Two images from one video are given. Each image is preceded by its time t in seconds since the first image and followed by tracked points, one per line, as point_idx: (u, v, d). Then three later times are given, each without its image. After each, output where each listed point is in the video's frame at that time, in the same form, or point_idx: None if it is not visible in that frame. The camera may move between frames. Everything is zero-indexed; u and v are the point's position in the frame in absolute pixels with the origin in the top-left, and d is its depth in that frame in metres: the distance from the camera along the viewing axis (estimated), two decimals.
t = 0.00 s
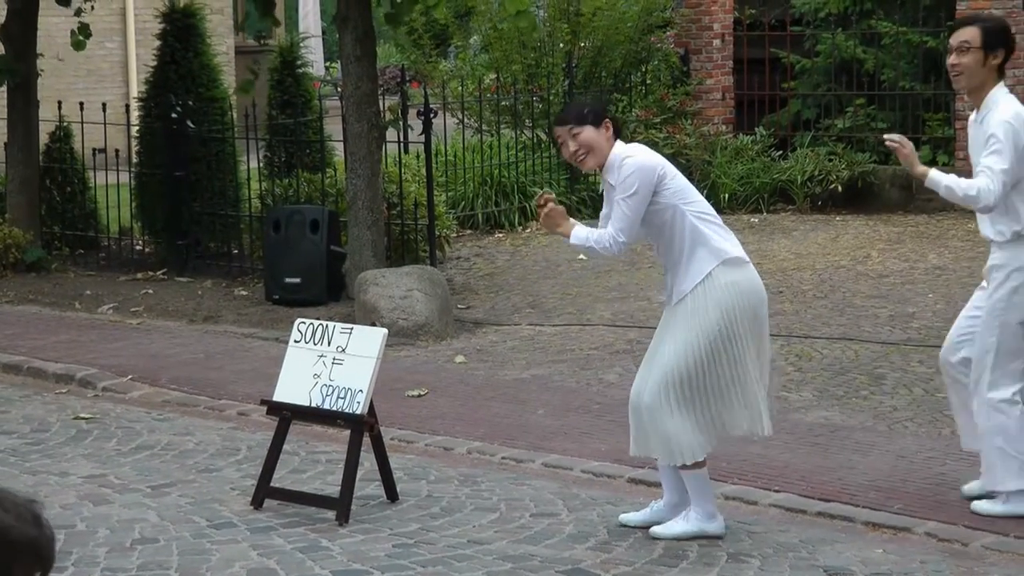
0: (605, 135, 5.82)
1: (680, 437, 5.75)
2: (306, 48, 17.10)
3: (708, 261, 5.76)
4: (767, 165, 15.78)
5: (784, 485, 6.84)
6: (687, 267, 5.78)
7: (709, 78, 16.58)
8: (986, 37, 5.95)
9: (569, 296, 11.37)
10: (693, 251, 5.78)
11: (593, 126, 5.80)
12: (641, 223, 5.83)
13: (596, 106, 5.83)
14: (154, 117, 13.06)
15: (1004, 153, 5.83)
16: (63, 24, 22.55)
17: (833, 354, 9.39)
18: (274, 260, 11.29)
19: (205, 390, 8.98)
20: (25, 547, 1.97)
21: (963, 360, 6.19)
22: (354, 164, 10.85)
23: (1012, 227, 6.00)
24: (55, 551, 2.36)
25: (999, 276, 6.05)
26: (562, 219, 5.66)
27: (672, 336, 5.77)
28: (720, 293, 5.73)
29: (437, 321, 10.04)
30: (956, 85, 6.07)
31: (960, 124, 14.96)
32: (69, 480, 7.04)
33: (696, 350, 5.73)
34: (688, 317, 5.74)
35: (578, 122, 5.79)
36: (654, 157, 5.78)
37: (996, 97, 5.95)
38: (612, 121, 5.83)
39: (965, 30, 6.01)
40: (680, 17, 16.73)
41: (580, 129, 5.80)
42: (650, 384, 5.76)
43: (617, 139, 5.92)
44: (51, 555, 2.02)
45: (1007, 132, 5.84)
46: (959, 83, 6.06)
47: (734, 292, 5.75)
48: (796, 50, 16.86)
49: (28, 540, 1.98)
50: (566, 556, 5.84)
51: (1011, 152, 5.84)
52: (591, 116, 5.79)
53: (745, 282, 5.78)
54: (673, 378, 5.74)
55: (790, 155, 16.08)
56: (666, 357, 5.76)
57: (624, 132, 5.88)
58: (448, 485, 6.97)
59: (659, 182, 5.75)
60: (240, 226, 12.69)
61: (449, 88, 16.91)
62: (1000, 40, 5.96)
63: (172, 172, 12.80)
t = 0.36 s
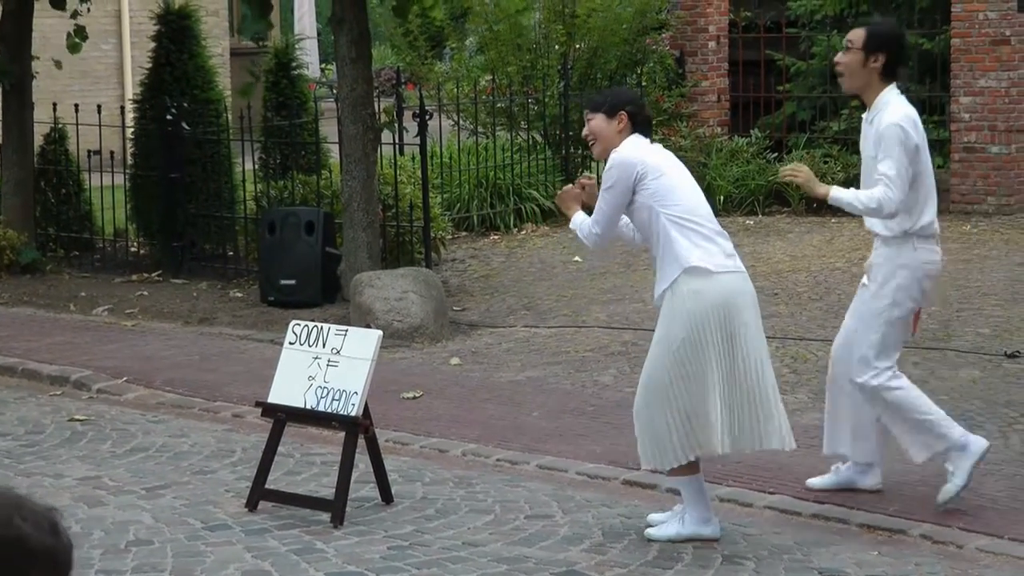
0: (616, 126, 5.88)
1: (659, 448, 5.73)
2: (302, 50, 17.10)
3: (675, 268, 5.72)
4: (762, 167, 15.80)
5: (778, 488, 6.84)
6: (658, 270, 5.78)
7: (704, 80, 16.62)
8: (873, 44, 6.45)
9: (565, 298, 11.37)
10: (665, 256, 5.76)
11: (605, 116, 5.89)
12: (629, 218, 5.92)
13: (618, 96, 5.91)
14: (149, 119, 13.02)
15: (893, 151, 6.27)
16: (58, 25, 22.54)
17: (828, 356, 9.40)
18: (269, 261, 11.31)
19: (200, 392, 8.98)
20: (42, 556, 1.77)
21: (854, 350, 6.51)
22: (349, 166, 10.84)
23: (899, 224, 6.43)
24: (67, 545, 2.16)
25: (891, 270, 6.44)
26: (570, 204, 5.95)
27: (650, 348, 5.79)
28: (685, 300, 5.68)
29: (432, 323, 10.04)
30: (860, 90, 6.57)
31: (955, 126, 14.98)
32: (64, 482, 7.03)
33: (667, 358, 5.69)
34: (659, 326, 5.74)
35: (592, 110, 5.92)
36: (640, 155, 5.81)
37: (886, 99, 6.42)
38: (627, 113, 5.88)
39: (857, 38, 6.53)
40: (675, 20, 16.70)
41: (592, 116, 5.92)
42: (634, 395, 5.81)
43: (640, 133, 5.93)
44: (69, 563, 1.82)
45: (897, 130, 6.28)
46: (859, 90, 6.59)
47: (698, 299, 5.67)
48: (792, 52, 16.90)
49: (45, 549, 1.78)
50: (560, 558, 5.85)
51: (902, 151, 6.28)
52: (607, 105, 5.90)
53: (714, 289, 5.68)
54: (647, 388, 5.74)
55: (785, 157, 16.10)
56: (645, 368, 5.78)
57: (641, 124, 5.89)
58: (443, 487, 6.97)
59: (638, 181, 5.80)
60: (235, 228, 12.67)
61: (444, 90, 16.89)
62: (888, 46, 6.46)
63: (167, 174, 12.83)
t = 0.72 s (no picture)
0: (619, 128, 5.87)
1: (659, 450, 5.71)
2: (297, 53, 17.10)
3: (666, 267, 5.72)
4: (758, 170, 15.85)
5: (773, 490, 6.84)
6: (650, 270, 5.79)
7: (700, 83, 16.64)
8: (807, 41, 6.32)
9: (560, 301, 11.37)
10: (656, 256, 5.76)
11: (608, 117, 5.89)
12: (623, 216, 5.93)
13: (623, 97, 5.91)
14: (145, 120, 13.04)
15: (823, 148, 6.11)
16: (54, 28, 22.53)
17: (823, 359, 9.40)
18: (265, 263, 11.31)
19: (194, 394, 8.97)
20: (27, 558, 1.86)
21: (801, 355, 6.37)
22: (345, 169, 10.84)
23: (831, 222, 6.24)
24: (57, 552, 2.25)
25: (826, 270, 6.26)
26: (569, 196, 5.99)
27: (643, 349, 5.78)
28: (677, 300, 5.67)
29: (427, 325, 10.04)
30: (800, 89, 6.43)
31: (950, 129, 15.00)
32: (58, 484, 7.02)
33: (661, 360, 5.68)
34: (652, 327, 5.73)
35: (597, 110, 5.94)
36: (636, 154, 5.82)
37: (819, 96, 6.27)
38: (630, 114, 5.87)
39: (793, 36, 6.40)
40: (671, 23, 16.70)
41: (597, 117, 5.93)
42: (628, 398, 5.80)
43: (643, 134, 5.93)
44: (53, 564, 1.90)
45: (823, 127, 6.12)
46: (797, 89, 6.45)
47: (691, 298, 5.66)
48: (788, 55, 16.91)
49: (31, 551, 1.86)
50: (555, 561, 5.84)
51: (831, 148, 6.12)
52: (611, 105, 5.89)
53: (706, 288, 5.67)
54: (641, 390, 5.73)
55: (781, 160, 16.12)
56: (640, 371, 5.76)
57: (644, 126, 5.88)
58: (438, 490, 6.97)
59: (632, 178, 5.79)
60: (230, 230, 12.67)
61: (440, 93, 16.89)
62: (822, 43, 6.32)
63: (163, 176, 12.77)
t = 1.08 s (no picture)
0: (604, 145, 5.92)
1: (658, 455, 5.69)
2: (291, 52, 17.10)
3: (663, 271, 5.72)
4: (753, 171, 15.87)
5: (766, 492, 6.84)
6: (648, 277, 5.78)
7: (695, 84, 16.64)
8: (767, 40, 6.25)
9: (554, 301, 11.37)
10: (653, 262, 5.76)
11: (591, 137, 5.94)
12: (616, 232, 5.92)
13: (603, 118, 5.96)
14: (138, 119, 13.00)
15: (765, 146, 6.08)
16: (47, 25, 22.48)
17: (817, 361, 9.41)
18: (258, 263, 11.30)
19: (188, 394, 8.95)
20: None
21: (777, 358, 6.32)
22: (339, 169, 10.83)
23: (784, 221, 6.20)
24: None
25: (790, 271, 6.23)
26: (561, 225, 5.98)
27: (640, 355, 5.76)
28: (675, 304, 5.66)
29: (420, 325, 10.04)
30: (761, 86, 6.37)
31: (945, 131, 15.01)
32: (51, 484, 7.01)
33: (659, 364, 5.66)
34: (649, 333, 5.71)
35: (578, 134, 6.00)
36: (625, 165, 5.83)
37: (772, 95, 6.22)
38: (613, 131, 5.92)
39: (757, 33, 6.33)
40: (666, 24, 16.69)
41: (580, 139, 5.99)
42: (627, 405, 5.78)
43: (627, 150, 5.96)
44: None
45: (768, 125, 6.07)
46: (757, 84, 6.41)
47: (688, 302, 5.65)
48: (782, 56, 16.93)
49: None
50: (549, 562, 5.84)
51: (776, 146, 6.07)
52: (591, 127, 5.95)
53: (702, 291, 5.66)
54: (641, 396, 5.72)
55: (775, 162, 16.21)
56: (637, 375, 5.74)
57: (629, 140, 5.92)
58: (431, 490, 6.96)
59: (625, 190, 5.79)
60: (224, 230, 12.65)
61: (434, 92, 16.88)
62: (781, 42, 6.24)
63: (157, 175, 12.74)
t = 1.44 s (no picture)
0: (587, 124, 5.91)
1: (641, 443, 5.74)
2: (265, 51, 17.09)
3: (651, 260, 5.77)
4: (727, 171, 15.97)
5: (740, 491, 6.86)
6: (632, 264, 5.82)
7: (669, 83, 16.68)
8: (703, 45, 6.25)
9: (529, 300, 11.39)
10: (639, 249, 5.80)
11: (576, 113, 5.92)
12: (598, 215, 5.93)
13: (587, 95, 5.94)
14: (111, 120, 12.97)
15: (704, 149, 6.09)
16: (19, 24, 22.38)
17: (791, 359, 9.46)
18: (231, 262, 11.28)
19: (162, 394, 8.94)
20: None
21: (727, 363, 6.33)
22: (313, 168, 10.82)
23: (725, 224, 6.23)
24: None
25: (733, 273, 6.25)
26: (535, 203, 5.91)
27: (622, 342, 5.80)
28: (665, 292, 5.74)
29: (395, 325, 10.04)
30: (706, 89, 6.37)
31: (918, 131, 15.08)
32: (23, 484, 6.99)
33: (648, 353, 5.74)
34: (636, 321, 5.76)
35: (560, 108, 5.94)
36: (613, 150, 5.84)
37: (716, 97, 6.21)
38: (598, 111, 5.91)
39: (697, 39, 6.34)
40: (640, 23, 16.74)
41: (563, 113, 5.94)
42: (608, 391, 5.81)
43: (608, 131, 5.97)
44: None
45: (706, 131, 6.07)
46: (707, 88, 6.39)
47: (680, 291, 5.74)
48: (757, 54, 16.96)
49: None
50: (521, 561, 5.85)
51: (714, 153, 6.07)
52: (576, 103, 5.91)
53: (692, 280, 5.78)
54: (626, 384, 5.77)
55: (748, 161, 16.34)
56: (620, 363, 5.78)
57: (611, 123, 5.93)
58: (405, 490, 6.97)
59: (614, 173, 5.81)
60: (197, 229, 12.63)
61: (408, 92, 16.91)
62: (719, 45, 6.23)
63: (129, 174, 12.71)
